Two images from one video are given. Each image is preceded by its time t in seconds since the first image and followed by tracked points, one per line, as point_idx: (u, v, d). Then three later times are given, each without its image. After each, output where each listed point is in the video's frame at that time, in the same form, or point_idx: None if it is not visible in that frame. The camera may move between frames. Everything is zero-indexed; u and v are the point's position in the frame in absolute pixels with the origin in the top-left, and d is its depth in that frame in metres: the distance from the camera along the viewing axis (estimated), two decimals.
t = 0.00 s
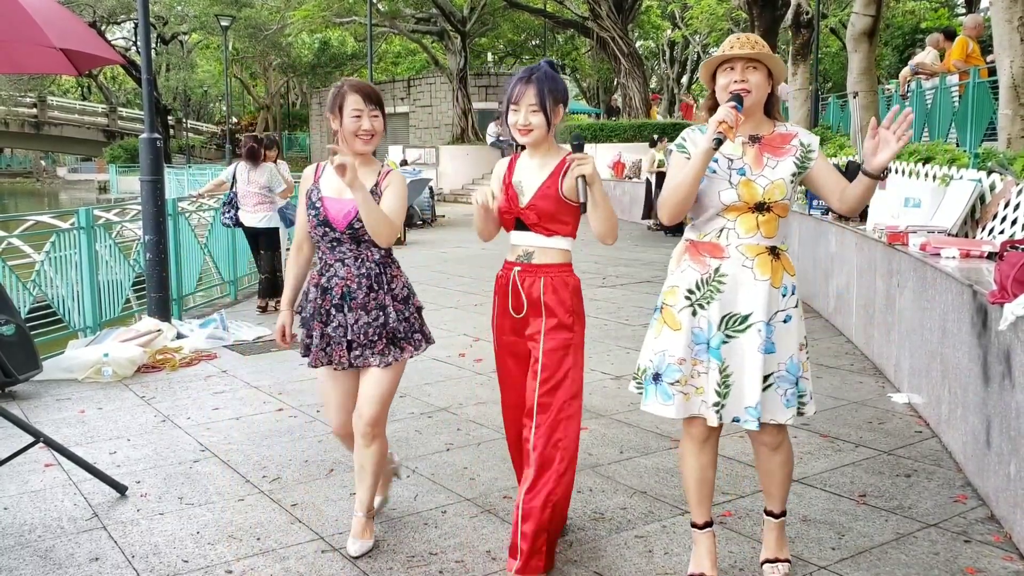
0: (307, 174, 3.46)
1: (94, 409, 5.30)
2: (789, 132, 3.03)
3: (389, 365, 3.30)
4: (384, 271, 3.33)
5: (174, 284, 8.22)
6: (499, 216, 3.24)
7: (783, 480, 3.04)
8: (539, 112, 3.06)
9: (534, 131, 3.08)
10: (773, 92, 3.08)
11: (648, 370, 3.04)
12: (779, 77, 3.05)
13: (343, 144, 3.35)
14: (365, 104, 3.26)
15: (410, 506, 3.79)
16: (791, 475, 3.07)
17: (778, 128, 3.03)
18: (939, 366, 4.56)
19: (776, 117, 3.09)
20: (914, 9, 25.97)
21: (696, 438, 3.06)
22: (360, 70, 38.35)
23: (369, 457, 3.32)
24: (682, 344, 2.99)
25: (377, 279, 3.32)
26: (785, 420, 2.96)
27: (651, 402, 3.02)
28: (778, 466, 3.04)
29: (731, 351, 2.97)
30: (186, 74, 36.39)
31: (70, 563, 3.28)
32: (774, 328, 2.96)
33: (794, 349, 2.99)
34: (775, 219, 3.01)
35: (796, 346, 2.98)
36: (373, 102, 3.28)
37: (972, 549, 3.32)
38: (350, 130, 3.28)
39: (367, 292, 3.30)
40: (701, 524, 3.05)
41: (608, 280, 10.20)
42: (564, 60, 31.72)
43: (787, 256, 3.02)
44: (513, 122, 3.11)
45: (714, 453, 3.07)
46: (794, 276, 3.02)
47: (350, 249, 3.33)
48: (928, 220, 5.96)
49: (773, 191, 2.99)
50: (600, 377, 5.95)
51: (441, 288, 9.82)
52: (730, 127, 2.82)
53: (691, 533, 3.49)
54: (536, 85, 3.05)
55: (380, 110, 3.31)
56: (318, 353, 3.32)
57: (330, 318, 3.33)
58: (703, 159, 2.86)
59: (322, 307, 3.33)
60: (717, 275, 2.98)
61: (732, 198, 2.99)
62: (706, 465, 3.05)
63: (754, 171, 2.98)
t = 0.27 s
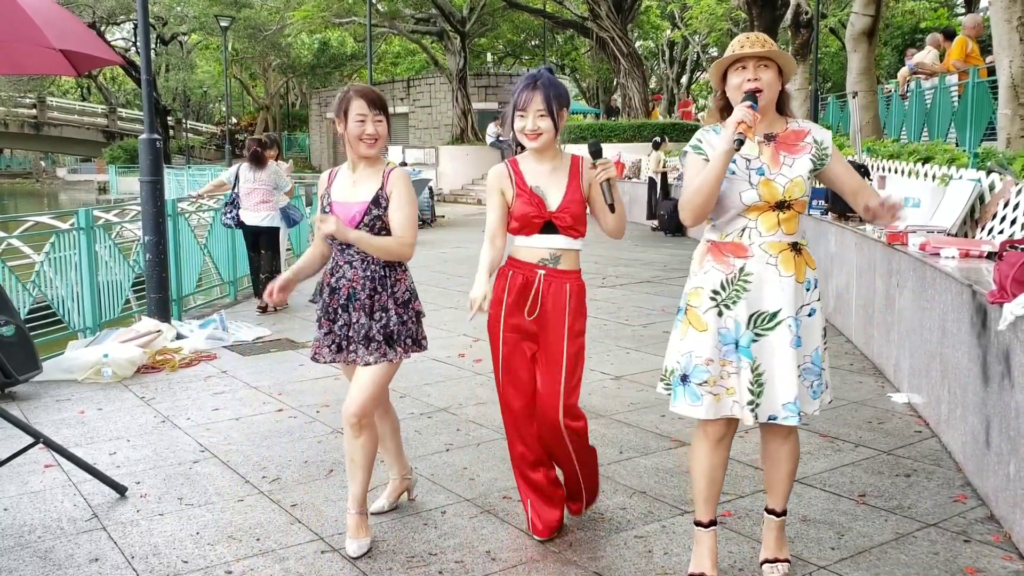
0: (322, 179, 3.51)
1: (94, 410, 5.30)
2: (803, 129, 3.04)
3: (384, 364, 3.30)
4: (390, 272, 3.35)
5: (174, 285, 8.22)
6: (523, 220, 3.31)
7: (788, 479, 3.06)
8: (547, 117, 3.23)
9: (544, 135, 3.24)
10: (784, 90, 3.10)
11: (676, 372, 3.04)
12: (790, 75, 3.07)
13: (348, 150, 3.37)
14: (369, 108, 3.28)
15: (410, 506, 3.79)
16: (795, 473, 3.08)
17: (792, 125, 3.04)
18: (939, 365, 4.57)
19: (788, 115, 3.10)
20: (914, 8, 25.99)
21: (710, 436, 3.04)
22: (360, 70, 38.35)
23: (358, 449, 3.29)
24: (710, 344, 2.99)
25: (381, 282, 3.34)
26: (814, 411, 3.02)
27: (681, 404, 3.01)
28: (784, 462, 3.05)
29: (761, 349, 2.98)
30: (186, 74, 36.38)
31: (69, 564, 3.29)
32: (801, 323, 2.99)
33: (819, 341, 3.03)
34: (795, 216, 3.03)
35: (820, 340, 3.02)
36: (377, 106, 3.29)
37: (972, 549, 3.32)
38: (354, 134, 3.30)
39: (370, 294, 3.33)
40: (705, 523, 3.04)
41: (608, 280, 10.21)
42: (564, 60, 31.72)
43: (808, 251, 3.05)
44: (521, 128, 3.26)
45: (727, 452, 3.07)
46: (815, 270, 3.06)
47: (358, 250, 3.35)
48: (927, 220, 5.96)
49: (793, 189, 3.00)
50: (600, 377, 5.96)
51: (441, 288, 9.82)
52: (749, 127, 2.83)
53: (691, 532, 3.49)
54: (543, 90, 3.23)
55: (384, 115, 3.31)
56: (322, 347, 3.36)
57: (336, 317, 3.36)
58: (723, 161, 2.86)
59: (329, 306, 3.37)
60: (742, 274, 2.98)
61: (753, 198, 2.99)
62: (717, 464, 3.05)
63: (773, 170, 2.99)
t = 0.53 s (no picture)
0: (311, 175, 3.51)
1: (94, 410, 5.30)
2: (815, 131, 3.04)
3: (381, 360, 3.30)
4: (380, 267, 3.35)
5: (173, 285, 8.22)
6: (532, 216, 3.34)
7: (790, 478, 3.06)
8: (550, 117, 3.30)
9: (546, 135, 3.30)
10: (795, 92, 3.11)
11: (698, 375, 3.03)
12: (801, 78, 3.08)
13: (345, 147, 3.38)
14: (369, 107, 3.29)
15: (410, 506, 3.79)
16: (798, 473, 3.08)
17: (804, 128, 3.05)
18: (938, 365, 4.57)
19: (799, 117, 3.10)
20: (913, 8, 25.99)
21: (724, 437, 3.01)
22: (360, 70, 38.35)
23: (358, 449, 3.31)
24: (729, 346, 2.99)
25: (371, 277, 3.34)
26: (836, 408, 3.03)
27: (704, 407, 3.00)
28: (790, 461, 3.05)
29: (779, 348, 2.99)
30: (186, 74, 36.39)
31: (69, 565, 3.29)
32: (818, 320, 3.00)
33: (837, 338, 3.05)
34: (808, 217, 3.03)
35: (838, 336, 3.04)
36: (377, 105, 3.31)
37: (971, 549, 3.32)
38: (352, 133, 3.30)
39: (361, 290, 3.33)
40: (715, 523, 3.04)
41: (608, 280, 10.21)
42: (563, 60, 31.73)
43: (822, 250, 3.05)
44: (524, 129, 3.32)
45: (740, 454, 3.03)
46: (830, 268, 3.07)
47: (346, 248, 3.37)
48: (926, 220, 5.95)
49: (805, 190, 3.00)
50: (599, 377, 5.96)
51: (441, 288, 9.82)
52: (760, 132, 2.85)
53: (691, 533, 3.49)
54: (544, 90, 3.29)
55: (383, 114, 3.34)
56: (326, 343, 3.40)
57: (331, 314, 3.39)
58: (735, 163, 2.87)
59: (323, 304, 3.40)
60: (757, 275, 2.99)
61: (765, 200, 3.00)
62: (729, 465, 3.02)
63: (785, 172, 2.99)
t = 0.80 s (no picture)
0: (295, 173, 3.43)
1: (93, 410, 5.30)
2: (821, 134, 3.06)
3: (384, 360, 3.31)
4: (377, 267, 3.35)
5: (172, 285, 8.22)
6: (531, 216, 3.34)
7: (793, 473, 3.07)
8: (549, 120, 3.27)
9: (545, 137, 3.29)
10: (801, 94, 3.12)
11: (704, 373, 3.06)
12: (807, 81, 3.09)
13: (334, 146, 3.33)
14: (363, 107, 3.26)
15: (409, 506, 3.79)
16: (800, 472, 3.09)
17: (810, 130, 3.06)
18: (937, 364, 4.57)
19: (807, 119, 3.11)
20: (912, 7, 25.99)
21: (730, 438, 3.06)
22: (359, 70, 38.35)
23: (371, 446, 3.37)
24: (731, 345, 3.01)
25: (369, 277, 3.31)
26: (846, 407, 3.03)
27: (709, 405, 3.04)
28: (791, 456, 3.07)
29: (779, 347, 3.00)
30: (185, 75, 36.36)
31: (67, 565, 3.29)
32: (820, 320, 3.01)
33: (844, 337, 3.05)
34: (810, 218, 3.03)
35: (845, 335, 3.04)
36: (371, 105, 3.28)
37: (970, 548, 3.33)
38: (346, 132, 3.26)
39: (360, 291, 3.29)
40: (736, 501, 3.15)
41: (607, 280, 10.21)
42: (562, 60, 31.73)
43: (824, 250, 3.05)
44: (525, 131, 3.30)
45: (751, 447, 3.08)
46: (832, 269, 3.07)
47: (341, 250, 3.31)
48: (925, 219, 5.96)
49: (809, 192, 3.01)
50: (599, 377, 5.96)
51: (440, 288, 9.82)
52: (763, 132, 2.88)
53: (690, 532, 3.49)
54: (542, 93, 3.26)
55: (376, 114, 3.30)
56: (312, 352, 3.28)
57: (324, 320, 3.28)
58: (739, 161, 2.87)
59: (315, 310, 3.30)
60: (757, 275, 3.00)
61: (768, 200, 3.00)
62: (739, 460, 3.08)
63: (789, 173, 3.00)
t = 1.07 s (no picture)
0: (278, 172, 3.18)
1: (94, 410, 5.30)
2: (823, 133, 3.09)
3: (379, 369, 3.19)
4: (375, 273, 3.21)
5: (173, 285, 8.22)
6: (520, 220, 3.35)
7: (791, 470, 3.08)
8: (545, 122, 3.25)
9: (541, 139, 3.25)
10: (804, 93, 3.14)
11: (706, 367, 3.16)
12: (809, 80, 3.11)
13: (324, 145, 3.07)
14: (359, 104, 3.04)
15: (409, 506, 3.79)
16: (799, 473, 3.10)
17: (812, 128, 3.09)
18: (937, 365, 4.57)
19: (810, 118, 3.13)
20: (912, 7, 25.99)
21: (725, 430, 3.23)
22: (359, 70, 38.35)
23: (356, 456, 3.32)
24: (729, 338, 3.10)
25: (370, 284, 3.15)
26: (836, 406, 3.06)
27: (715, 399, 3.12)
28: (786, 455, 3.09)
29: (769, 342, 3.07)
30: (185, 75, 36.35)
31: (68, 564, 3.29)
32: (812, 318, 3.06)
33: (837, 336, 3.08)
34: (806, 216, 3.08)
35: (838, 334, 3.08)
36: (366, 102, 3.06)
37: (970, 548, 3.33)
38: (342, 130, 3.04)
39: (365, 298, 3.13)
40: (726, 491, 3.29)
41: (607, 280, 10.21)
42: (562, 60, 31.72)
43: (818, 249, 3.10)
44: (521, 132, 3.27)
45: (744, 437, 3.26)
46: (828, 267, 3.11)
47: (340, 255, 3.12)
48: (924, 219, 5.96)
49: (806, 189, 3.05)
50: (598, 376, 5.96)
51: (440, 288, 9.82)
52: (762, 126, 2.89)
53: (690, 532, 3.50)
54: (540, 94, 3.22)
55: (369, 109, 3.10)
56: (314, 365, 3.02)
57: (324, 327, 3.07)
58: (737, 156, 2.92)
59: (314, 317, 3.07)
60: (751, 271, 3.07)
61: (765, 195, 3.06)
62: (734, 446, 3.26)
63: (787, 170, 3.04)
